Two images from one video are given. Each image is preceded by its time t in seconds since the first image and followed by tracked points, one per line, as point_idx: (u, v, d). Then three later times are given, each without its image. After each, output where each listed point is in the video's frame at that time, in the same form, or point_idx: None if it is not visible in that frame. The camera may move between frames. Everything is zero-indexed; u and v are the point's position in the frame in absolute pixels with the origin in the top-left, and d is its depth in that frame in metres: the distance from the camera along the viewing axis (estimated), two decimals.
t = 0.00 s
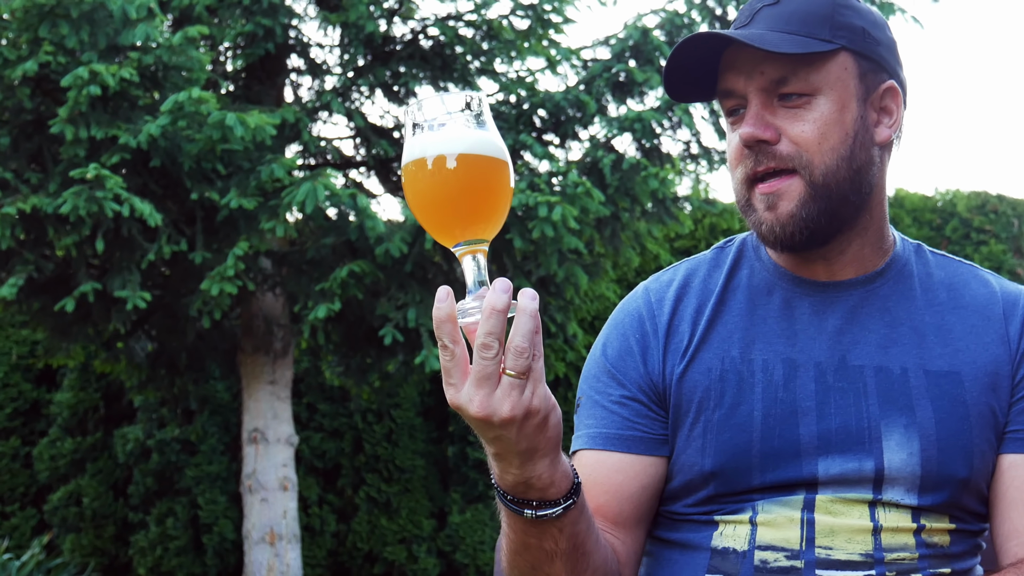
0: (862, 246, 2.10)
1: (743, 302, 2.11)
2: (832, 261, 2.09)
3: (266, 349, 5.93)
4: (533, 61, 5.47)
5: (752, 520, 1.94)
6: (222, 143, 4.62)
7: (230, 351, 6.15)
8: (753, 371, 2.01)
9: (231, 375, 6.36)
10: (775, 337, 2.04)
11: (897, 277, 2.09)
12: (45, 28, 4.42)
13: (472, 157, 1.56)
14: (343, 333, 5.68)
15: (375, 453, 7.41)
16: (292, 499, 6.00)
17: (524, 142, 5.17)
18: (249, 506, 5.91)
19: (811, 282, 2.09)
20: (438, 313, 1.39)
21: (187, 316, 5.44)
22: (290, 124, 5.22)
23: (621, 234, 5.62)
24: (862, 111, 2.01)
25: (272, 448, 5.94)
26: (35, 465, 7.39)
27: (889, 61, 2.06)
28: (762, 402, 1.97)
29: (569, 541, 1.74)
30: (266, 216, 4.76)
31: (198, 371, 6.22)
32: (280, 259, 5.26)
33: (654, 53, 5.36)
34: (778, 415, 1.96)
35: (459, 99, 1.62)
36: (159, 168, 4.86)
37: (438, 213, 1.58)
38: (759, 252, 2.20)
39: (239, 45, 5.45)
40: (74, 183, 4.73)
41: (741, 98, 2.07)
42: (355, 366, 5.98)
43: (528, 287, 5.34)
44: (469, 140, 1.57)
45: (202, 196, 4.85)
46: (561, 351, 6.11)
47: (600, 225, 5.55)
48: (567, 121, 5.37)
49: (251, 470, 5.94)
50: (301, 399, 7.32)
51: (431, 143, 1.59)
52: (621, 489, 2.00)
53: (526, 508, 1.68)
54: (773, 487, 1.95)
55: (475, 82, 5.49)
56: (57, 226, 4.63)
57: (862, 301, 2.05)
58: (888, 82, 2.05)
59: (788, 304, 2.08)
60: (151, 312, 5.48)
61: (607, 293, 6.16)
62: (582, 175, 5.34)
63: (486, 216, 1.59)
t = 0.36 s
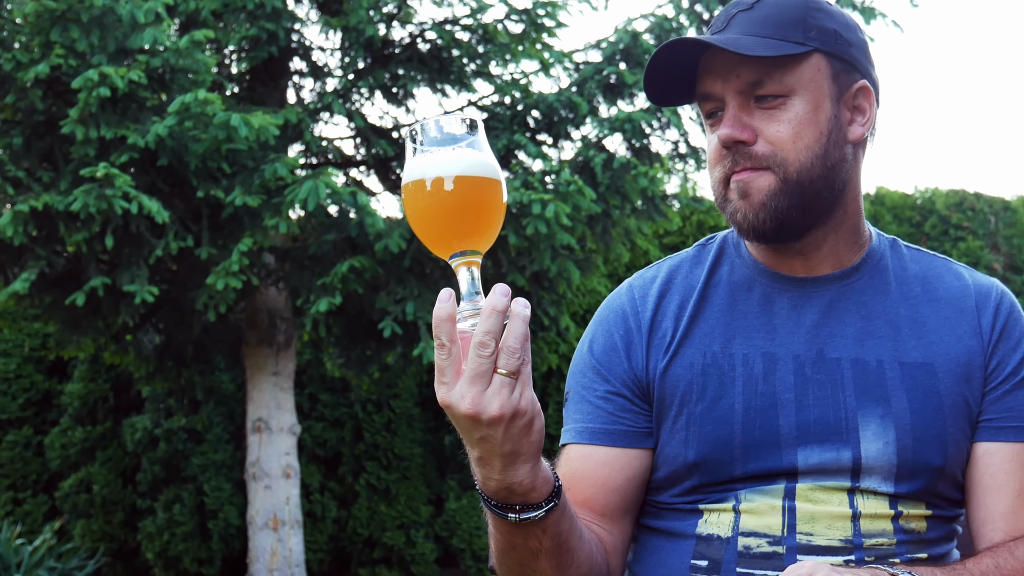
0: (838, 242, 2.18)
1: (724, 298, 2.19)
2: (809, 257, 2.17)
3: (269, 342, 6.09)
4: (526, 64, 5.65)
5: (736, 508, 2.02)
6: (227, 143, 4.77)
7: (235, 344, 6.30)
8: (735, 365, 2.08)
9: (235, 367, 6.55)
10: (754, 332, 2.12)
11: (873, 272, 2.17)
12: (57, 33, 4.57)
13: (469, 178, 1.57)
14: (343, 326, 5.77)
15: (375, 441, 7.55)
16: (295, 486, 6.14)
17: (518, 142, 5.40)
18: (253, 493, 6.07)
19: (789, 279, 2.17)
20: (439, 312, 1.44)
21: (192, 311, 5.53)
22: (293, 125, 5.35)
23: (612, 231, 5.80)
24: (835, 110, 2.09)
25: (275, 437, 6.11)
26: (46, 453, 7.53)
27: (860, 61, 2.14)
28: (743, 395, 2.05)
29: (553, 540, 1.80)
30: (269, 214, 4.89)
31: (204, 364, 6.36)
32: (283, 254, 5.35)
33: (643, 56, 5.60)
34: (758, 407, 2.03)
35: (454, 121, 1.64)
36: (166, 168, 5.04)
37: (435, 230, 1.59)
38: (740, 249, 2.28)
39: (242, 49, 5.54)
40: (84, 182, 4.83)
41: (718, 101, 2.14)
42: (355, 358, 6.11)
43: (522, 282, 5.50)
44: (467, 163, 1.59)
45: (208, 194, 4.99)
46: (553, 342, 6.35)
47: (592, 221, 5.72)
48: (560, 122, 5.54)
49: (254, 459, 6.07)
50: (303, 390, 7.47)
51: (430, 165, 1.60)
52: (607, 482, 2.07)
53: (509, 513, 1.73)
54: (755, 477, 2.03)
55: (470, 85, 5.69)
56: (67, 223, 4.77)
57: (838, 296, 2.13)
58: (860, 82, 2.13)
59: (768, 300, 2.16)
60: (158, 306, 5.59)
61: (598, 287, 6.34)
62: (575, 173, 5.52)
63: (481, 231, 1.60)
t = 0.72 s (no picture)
0: (821, 241, 2.24)
1: (710, 292, 2.26)
2: (791, 256, 2.23)
3: (272, 334, 6.43)
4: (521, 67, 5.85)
5: (722, 496, 2.10)
6: (232, 142, 5.06)
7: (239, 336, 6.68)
8: (720, 357, 2.16)
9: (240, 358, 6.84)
10: (739, 325, 2.19)
11: (854, 267, 2.24)
12: (67, 35, 4.94)
13: (457, 182, 1.63)
14: (344, 319, 6.04)
15: (373, 431, 7.99)
16: (297, 474, 6.54)
17: (513, 142, 5.65)
18: (257, 480, 6.48)
19: (773, 274, 2.24)
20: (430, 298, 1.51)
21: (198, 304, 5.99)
22: (296, 125, 5.62)
23: (604, 227, 6.01)
24: (817, 118, 2.16)
25: (279, 427, 6.49)
26: (57, 443, 7.97)
27: (842, 68, 2.21)
28: (728, 385, 2.12)
29: (542, 523, 1.88)
30: (272, 211, 5.14)
31: (209, 356, 6.73)
32: (285, 250, 5.62)
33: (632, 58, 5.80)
34: (742, 397, 2.11)
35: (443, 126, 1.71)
36: (172, 166, 5.36)
37: (425, 228, 1.65)
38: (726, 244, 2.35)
39: (247, 52, 5.78)
40: (92, 179, 5.22)
41: (704, 108, 2.20)
42: (356, 350, 6.33)
43: (517, 277, 5.73)
44: (455, 167, 1.65)
45: (213, 192, 5.30)
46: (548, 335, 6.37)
47: (583, 219, 5.93)
48: (554, 122, 5.78)
49: (259, 447, 6.47)
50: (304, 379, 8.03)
51: (420, 170, 1.66)
52: (597, 470, 2.15)
53: (500, 497, 1.80)
54: (739, 464, 2.10)
55: (466, 86, 5.89)
56: (78, 220, 5.12)
57: (820, 291, 2.20)
58: (842, 89, 2.21)
59: (752, 294, 2.23)
60: (166, 300, 6.02)
61: (591, 282, 6.59)
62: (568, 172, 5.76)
63: (469, 229, 1.67)
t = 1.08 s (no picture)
0: (807, 243, 2.28)
1: (699, 287, 2.30)
2: (777, 256, 2.27)
3: (275, 328, 6.56)
4: (516, 69, 5.96)
5: (708, 483, 2.15)
6: (236, 142, 5.18)
7: (243, 330, 6.80)
8: (710, 350, 2.20)
9: (244, 351, 7.01)
10: (727, 320, 2.24)
11: (837, 266, 2.29)
12: (77, 40, 5.08)
13: (444, 186, 1.55)
14: (345, 314, 6.18)
15: (373, 421, 8.46)
16: (299, 463, 6.63)
17: (508, 142, 5.82)
18: (261, 469, 6.57)
19: (760, 271, 2.28)
20: (423, 322, 1.43)
21: (203, 300, 6.04)
22: (298, 126, 5.78)
23: (596, 225, 6.05)
24: (821, 140, 2.13)
25: (281, 417, 6.60)
26: (68, 433, 8.61)
27: (850, 91, 2.17)
28: (717, 377, 2.17)
29: (537, 519, 1.87)
30: (275, 209, 5.29)
31: (212, 349, 6.91)
32: (289, 246, 5.72)
33: (623, 60, 5.92)
34: (729, 389, 2.16)
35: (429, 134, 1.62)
36: (179, 165, 5.45)
37: (411, 237, 1.56)
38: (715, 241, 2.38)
39: (251, 55, 5.90)
40: (101, 178, 5.33)
41: (711, 119, 2.14)
42: (356, 345, 6.47)
43: (512, 273, 5.85)
44: (440, 172, 1.57)
45: (218, 190, 5.43)
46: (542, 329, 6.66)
47: (576, 216, 5.99)
48: (547, 123, 5.93)
49: (262, 437, 6.59)
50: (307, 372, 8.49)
51: (406, 174, 1.57)
52: (590, 459, 2.18)
53: (497, 497, 1.79)
54: (726, 453, 2.16)
55: (463, 88, 6.01)
56: (87, 218, 5.26)
57: (805, 288, 2.25)
58: (847, 112, 2.17)
59: (740, 291, 2.27)
60: (172, 295, 6.08)
61: (582, 277, 6.76)
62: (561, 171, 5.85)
63: (457, 238, 1.58)
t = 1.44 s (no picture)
0: (796, 239, 2.17)
1: (692, 281, 2.19)
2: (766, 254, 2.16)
3: (278, 322, 6.65)
4: (511, 71, 6.01)
5: (698, 473, 2.05)
6: (241, 142, 5.27)
7: (247, 325, 6.88)
8: (701, 345, 2.10)
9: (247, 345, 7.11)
10: (718, 314, 2.14)
11: (825, 262, 2.19)
12: (87, 43, 5.15)
13: (432, 194, 1.50)
14: (346, 308, 6.29)
15: (373, 412, 8.69)
16: (301, 452, 6.72)
17: (503, 142, 5.89)
18: (264, 458, 6.66)
19: (750, 266, 2.17)
20: (411, 327, 1.37)
21: (209, 294, 6.15)
22: (300, 126, 5.88)
23: (588, 222, 6.18)
24: (812, 146, 2.08)
25: (284, 408, 6.68)
26: (77, 424, 8.85)
27: (842, 99, 2.12)
28: (707, 371, 2.08)
29: (530, 513, 1.81)
30: (278, 207, 5.40)
31: (216, 343, 7.02)
32: (290, 243, 5.86)
33: (615, 63, 5.98)
34: (719, 381, 2.07)
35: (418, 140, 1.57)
36: (185, 164, 5.58)
37: (400, 244, 1.51)
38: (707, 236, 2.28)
39: (254, 57, 5.98)
40: (110, 176, 5.45)
41: (704, 123, 2.08)
42: (356, 339, 6.56)
43: (507, 269, 5.94)
44: (429, 180, 1.52)
45: (223, 188, 5.50)
46: (535, 322, 6.81)
47: (569, 214, 6.12)
48: (542, 124, 5.99)
49: (265, 428, 6.68)
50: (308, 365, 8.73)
51: (394, 181, 1.52)
52: (584, 449, 2.08)
53: (490, 492, 1.74)
54: (715, 446, 2.06)
55: (459, 89, 6.09)
56: (96, 215, 5.38)
57: (795, 283, 2.15)
58: (838, 119, 2.12)
59: (731, 287, 2.17)
60: (178, 291, 6.21)
61: (575, 272, 6.91)
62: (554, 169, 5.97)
63: (447, 245, 1.53)
